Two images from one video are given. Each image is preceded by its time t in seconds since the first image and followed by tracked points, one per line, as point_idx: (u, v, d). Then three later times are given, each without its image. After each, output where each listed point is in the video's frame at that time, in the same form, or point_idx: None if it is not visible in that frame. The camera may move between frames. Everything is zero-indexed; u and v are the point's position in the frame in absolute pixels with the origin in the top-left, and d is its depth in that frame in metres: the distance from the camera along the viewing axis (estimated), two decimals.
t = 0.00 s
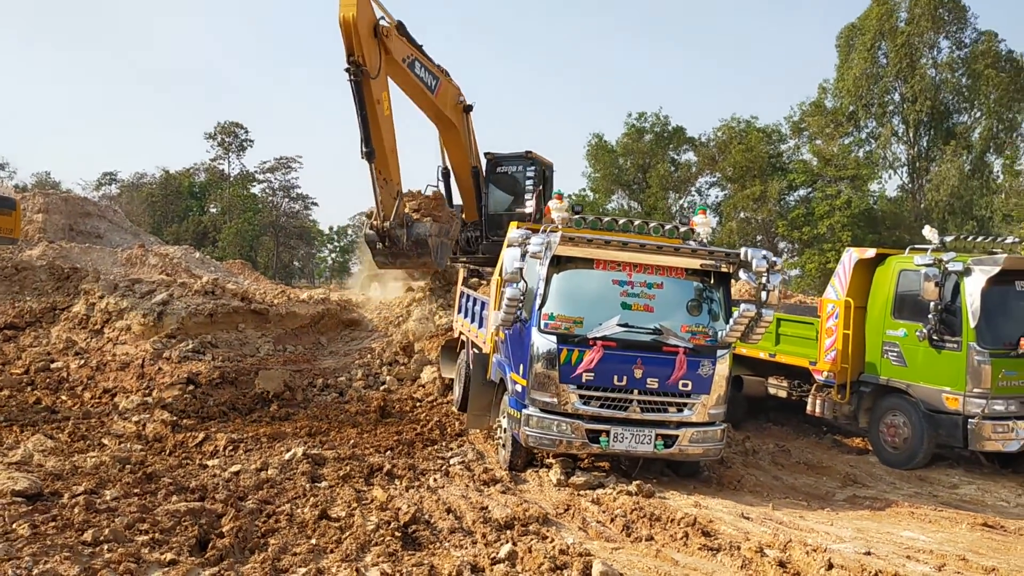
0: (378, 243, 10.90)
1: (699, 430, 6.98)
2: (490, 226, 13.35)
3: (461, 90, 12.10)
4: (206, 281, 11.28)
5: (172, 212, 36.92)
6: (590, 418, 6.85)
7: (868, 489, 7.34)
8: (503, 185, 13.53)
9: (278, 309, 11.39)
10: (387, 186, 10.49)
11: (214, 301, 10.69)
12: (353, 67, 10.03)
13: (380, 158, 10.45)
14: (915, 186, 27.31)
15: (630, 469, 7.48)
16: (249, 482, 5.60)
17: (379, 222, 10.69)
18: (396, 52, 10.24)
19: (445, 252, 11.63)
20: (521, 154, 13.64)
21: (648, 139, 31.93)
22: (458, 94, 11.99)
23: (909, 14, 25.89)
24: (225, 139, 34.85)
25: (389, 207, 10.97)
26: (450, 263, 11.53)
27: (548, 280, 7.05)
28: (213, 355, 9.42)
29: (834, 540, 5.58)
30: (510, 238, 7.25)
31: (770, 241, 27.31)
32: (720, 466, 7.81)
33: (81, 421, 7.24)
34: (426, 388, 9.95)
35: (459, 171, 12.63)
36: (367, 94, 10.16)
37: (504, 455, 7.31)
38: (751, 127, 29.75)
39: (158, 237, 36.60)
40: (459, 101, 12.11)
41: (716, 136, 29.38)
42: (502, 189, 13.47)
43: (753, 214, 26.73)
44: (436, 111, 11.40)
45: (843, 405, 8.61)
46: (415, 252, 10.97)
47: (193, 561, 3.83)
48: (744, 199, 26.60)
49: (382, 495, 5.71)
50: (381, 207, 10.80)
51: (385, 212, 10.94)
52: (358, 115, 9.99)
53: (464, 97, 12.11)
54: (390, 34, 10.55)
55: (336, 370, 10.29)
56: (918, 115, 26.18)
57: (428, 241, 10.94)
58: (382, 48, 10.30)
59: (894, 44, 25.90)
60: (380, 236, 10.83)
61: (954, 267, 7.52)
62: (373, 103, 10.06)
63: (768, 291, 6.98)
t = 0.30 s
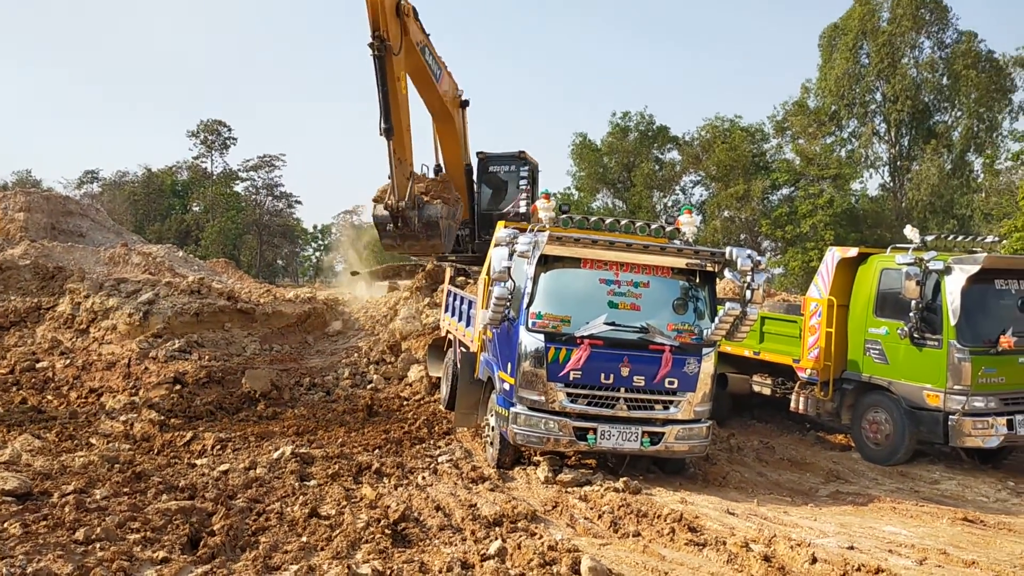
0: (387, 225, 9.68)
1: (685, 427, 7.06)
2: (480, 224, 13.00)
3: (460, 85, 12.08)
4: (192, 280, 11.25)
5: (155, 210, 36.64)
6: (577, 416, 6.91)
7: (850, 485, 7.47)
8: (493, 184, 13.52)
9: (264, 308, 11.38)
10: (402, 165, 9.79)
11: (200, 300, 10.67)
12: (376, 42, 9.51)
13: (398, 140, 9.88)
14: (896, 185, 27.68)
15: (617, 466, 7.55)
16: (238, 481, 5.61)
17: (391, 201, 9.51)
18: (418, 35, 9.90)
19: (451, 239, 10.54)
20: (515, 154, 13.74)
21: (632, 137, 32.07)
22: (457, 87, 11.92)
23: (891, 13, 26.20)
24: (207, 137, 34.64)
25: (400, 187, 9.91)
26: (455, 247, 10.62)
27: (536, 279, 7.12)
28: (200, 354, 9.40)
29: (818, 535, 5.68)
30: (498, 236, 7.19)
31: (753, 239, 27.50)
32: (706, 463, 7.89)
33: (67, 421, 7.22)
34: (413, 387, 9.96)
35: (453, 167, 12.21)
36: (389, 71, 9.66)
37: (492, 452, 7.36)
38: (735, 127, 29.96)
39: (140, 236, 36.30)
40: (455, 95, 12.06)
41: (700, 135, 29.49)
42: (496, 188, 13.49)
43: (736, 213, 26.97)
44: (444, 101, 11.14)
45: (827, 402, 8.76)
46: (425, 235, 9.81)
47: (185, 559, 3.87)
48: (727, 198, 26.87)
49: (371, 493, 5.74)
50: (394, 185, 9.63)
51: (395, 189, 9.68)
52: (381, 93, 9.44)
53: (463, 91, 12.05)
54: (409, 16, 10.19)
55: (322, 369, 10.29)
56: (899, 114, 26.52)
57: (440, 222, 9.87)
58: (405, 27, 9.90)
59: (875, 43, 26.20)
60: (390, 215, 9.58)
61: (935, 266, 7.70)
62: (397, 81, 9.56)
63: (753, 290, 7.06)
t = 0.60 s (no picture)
0: (409, 204, 9.86)
1: (674, 422, 7.11)
2: (479, 221, 12.99)
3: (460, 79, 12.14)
4: (182, 276, 11.24)
5: (143, 208, 36.46)
6: (567, 411, 6.96)
7: (837, 478, 7.56)
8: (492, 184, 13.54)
9: (255, 305, 11.39)
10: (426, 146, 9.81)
11: (190, 297, 10.66)
12: (408, 20, 9.58)
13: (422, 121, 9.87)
14: (885, 181, 27.88)
15: (607, 460, 7.60)
16: (230, 476, 5.64)
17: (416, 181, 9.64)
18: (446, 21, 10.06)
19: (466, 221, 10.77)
20: (513, 150, 13.85)
21: (622, 134, 32.14)
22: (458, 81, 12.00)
23: (880, 11, 26.38)
24: (196, 134, 34.49)
25: (422, 169, 10.09)
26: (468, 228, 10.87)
27: (526, 276, 7.16)
28: (190, 350, 9.40)
29: (805, 527, 5.76)
30: (489, 232, 7.25)
31: (742, 236, 27.54)
32: (695, 457, 7.96)
33: (58, 417, 7.22)
34: (404, 383, 9.99)
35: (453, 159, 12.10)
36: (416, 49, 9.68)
37: (483, 448, 7.40)
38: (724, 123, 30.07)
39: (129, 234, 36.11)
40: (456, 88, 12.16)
41: (689, 133, 29.38)
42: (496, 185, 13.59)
43: (726, 210, 27.10)
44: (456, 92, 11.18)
45: (814, 396, 8.85)
46: (445, 217, 10.08)
47: (177, 552, 3.91)
48: (717, 194, 27.00)
49: (363, 487, 5.77)
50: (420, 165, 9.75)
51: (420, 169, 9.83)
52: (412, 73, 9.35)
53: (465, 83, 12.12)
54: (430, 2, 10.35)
55: (313, 365, 10.31)
56: (886, 111, 26.72)
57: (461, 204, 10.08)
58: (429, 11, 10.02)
59: (864, 41, 26.39)
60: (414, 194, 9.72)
61: (921, 262, 7.78)
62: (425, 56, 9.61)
63: (741, 285, 7.12)
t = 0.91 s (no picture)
0: (434, 195, 11.03)
1: (663, 417, 7.19)
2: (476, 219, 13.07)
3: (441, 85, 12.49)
4: (173, 274, 11.25)
5: (134, 206, 36.32)
6: (557, 407, 7.02)
7: (824, 472, 7.65)
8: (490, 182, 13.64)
9: (246, 303, 11.42)
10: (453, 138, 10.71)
11: (181, 294, 10.68)
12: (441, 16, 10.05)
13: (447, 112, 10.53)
14: (875, 179, 28.07)
15: (596, 456, 7.67)
16: (220, 472, 5.68)
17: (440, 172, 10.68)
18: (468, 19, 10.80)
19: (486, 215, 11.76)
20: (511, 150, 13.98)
21: (613, 132, 32.21)
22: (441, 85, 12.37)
23: (870, 9, 26.53)
24: (187, 132, 34.39)
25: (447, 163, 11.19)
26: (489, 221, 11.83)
27: (515, 272, 7.21)
28: (181, 348, 9.41)
29: (791, 520, 5.83)
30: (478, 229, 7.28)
31: (733, 234, 27.71)
32: (683, 452, 8.04)
33: (48, 414, 7.23)
34: (395, 379, 10.03)
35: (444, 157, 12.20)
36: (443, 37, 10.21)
37: (473, 443, 7.45)
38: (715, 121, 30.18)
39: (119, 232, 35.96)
40: (429, 90, 12.18)
41: (681, 130, 29.66)
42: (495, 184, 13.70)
43: (717, 207, 27.23)
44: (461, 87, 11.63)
45: (802, 392, 8.94)
46: (467, 211, 11.10)
47: (168, 546, 3.95)
48: (708, 192, 27.12)
49: (353, 483, 5.82)
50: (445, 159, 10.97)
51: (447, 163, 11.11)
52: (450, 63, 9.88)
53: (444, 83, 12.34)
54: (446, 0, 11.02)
55: (304, 363, 10.33)
56: (876, 109, 26.89)
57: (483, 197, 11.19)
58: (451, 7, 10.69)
59: (854, 39, 26.56)
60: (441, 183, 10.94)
61: (907, 258, 7.87)
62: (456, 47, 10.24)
63: (729, 281, 7.19)
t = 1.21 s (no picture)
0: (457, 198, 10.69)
1: (654, 416, 7.26)
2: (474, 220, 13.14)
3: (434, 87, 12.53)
4: (167, 275, 11.28)
5: (127, 207, 36.27)
6: (549, 406, 7.08)
7: (814, 471, 7.73)
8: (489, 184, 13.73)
9: (240, 304, 11.46)
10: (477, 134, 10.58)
11: (176, 295, 10.71)
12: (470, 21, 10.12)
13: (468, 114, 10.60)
14: (868, 179, 28.22)
15: (588, 455, 7.73)
16: (215, 471, 5.72)
17: (464, 171, 10.54)
18: (487, 23, 11.20)
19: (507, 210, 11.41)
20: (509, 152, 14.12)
21: (608, 133, 32.29)
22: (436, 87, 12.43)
23: (864, 9, 26.70)
24: (181, 133, 34.38)
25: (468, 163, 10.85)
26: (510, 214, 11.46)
27: (508, 273, 7.27)
28: (176, 349, 9.45)
29: (780, 517, 5.90)
30: (471, 230, 7.35)
31: (728, 234, 27.83)
32: (675, 451, 8.11)
33: (44, 414, 7.26)
34: (389, 380, 10.08)
35: (441, 158, 12.34)
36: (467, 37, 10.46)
37: (466, 443, 7.51)
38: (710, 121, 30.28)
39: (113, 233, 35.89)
40: (429, 93, 12.21)
41: (675, 131, 29.72)
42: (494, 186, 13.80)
43: (711, 208, 27.33)
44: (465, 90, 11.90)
45: (793, 391, 9.01)
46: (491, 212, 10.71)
47: (163, 543, 4.01)
48: (702, 192, 27.22)
49: (347, 481, 5.87)
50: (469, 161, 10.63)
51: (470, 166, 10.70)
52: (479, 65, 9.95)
53: (437, 84, 12.42)
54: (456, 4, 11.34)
55: (298, 364, 10.37)
56: (869, 110, 27.05)
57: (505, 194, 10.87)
58: (469, 11, 11.03)
59: (848, 40, 26.73)
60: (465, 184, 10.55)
61: (897, 258, 7.96)
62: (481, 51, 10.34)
63: (719, 281, 7.26)
